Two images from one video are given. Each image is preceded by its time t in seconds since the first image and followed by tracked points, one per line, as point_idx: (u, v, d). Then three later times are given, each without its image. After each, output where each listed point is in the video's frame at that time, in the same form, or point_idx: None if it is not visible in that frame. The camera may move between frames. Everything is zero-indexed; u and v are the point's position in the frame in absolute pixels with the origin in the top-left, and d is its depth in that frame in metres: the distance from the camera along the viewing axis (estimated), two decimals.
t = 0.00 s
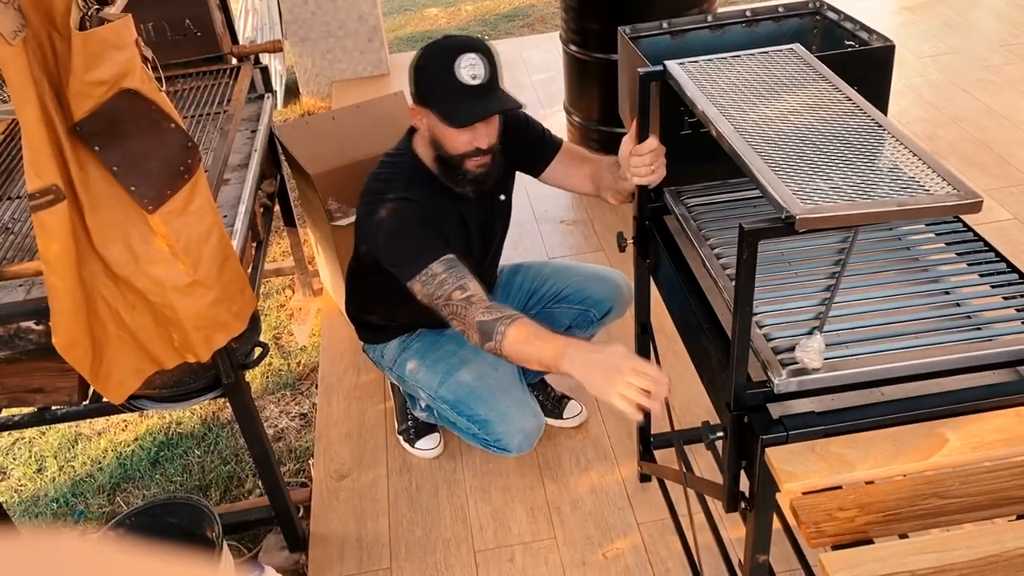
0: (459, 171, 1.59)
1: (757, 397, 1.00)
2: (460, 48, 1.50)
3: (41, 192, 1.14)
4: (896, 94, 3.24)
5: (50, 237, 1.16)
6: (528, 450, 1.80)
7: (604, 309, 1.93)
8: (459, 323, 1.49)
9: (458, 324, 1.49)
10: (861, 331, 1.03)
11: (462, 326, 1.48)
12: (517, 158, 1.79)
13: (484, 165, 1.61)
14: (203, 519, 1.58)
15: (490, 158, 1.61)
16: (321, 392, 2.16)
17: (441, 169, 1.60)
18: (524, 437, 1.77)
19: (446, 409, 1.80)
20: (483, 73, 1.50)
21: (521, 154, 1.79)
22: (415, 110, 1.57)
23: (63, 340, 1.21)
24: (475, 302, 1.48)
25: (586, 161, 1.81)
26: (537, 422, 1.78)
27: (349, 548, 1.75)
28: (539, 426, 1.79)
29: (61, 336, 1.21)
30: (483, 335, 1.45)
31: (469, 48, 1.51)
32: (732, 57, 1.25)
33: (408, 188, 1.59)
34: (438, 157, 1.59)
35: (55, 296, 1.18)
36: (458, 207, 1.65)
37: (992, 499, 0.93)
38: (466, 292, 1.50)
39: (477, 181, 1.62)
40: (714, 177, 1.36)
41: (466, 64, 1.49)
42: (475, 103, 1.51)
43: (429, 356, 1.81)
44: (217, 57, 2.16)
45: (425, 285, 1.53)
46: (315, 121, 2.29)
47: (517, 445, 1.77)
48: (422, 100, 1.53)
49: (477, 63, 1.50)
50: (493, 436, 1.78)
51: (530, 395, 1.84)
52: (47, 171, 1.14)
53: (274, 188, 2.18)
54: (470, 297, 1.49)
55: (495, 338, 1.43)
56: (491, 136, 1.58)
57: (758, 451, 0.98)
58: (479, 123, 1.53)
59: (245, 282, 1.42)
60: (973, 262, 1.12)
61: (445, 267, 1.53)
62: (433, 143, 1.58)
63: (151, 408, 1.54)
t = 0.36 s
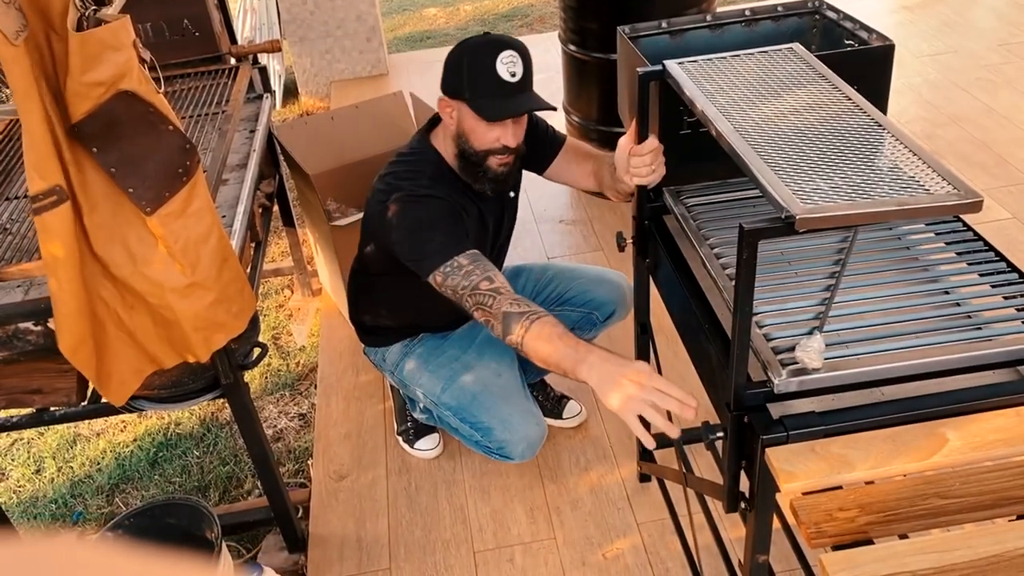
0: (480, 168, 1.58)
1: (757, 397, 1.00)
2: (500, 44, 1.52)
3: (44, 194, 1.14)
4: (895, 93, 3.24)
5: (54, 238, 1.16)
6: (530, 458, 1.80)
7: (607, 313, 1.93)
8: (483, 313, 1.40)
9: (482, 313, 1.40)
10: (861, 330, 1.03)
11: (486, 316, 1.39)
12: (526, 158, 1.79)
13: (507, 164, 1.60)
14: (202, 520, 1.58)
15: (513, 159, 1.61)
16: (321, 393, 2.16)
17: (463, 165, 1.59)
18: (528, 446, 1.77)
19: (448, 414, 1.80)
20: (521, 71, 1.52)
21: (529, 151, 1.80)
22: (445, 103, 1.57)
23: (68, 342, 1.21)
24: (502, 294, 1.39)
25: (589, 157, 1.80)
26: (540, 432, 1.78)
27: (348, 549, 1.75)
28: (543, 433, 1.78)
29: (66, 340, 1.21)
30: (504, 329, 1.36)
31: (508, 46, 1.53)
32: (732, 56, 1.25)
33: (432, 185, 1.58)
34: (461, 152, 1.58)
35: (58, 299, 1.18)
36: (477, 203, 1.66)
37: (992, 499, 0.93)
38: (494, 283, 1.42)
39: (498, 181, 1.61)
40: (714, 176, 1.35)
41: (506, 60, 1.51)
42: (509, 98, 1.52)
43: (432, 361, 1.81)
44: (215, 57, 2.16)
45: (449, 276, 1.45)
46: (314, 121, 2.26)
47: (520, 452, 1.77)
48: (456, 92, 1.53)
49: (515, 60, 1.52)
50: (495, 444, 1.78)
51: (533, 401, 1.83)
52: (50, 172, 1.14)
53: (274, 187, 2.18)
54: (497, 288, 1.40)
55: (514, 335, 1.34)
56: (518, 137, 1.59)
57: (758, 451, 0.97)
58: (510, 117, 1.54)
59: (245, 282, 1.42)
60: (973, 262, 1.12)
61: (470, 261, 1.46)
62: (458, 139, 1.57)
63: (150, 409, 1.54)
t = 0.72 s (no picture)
0: (477, 166, 1.57)
1: (756, 395, 1.00)
2: (496, 42, 1.54)
3: (48, 194, 1.14)
4: (893, 91, 3.24)
5: (57, 236, 1.16)
6: (530, 458, 1.79)
7: (606, 312, 1.93)
8: (486, 315, 1.39)
9: (485, 315, 1.39)
10: (861, 328, 1.03)
11: (491, 317, 1.39)
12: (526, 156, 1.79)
13: (502, 163, 1.59)
14: (201, 519, 1.58)
15: (510, 158, 1.59)
16: (320, 392, 2.16)
17: (460, 163, 1.59)
18: (527, 445, 1.76)
19: (448, 414, 1.80)
20: (516, 68, 1.52)
21: (529, 150, 1.79)
22: (442, 100, 1.58)
23: (75, 343, 1.21)
24: (508, 295, 1.39)
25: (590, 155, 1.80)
26: (539, 431, 1.78)
27: (348, 548, 1.75)
28: (542, 432, 1.78)
29: (74, 341, 1.21)
30: (508, 330, 1.36)
31: (505, 44, 1.54)
32: (730, 54, 1.25)
33: (435, 185, 1.58)
34: (458, 150, 1.58)
35: (61, 300, 1.18)
36: (478, 203, 1.65)
37: (993, 497, 0.93)
38: (498, 285, 1.41)
39: (494, 180, 1.59)
40: (713, 174, 1.35)
41: (501, 56, 1.52)
42: (504, 93, 1.51)
43: (432, 361, 1.81)
44: (213, 55, 2.16)
45: (453, 278, 1.45)
46: (312, 119, 2.25)
47: (519, 452, 1.77)
48: (452, 89, 1.54)
49: (511, 57, 1.53)
50: (494, 444, 1.78)
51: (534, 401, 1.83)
52: (53, 171, 1.14)
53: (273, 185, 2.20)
54: (503, 289, 1.40)
55: (518, 336, 1.34)
56: (513, 136, 1.59)
57: (758, 449, 0.97)
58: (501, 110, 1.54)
59: (244, 281, 1.41)
60: (972, 259, 1.12)
61: (474, 263, 1.46)
62: (455, 136, 1.58)
63: (149, 408, 1.53)
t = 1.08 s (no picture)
0: (471, 163, 1.58)
1: (752, 390, 1.00)
2: (488, 39, 1.52)
3: (43, 190, 1.14)
4: (889, 87, 3.25)
5: (54, 233, 1.15)
6: (526, 454, 1.80)
7: (602, 308, 1.93)
8: (480, 310, 1.40)
9: (478, 309, 1.40)
10: (856, 323, 1.03)
11: (484, 313, 1.39)
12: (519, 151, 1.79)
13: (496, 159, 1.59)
14: (198, 516, 1.58)
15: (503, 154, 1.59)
16: (316, 388, 2.15)
17: (454, 160, 1.59)
18: (523, 442, 1.77)
19: (444, 411, 1.80)
20: (509, 65, 1.51)
21: (522, 144, 1.79)
22: (433, 99, 1.56)
23: (72, 342, 1.20)
24: (500, 290, 1.39)
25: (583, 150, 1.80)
26: (536, 428, 1.78)
27: (345, 544, 1.75)
28: (538, 429, 1.79)
29: (70, 339, 1.20)
30: (502, 324, 1.36)
31: (496, 40, 1.53)
32: (726, 50, 1.25)
33: (426, 181, 1.58)
34: (452, 147, 1.58)
35: (58, 298, 1.18)
36: (471, 199, 1.65)
37: (987, 490, 0.93)
38: (490, 279, 1.41)
39: (488, 177, 1.60)
40: (710, 170, 1.35)
41: (493, 54, 1.50)
42: (497, 92, 1.51)
43: (429, 358, 1.81)
44: (209, 52, 2.15)
45: (445, 272, 1.45)
46: (308, 116, 2.25)
47: (516, 449, 1.77)
48: (445, 87, 1.53)
49: (503, 54, 1.51)
50: (491, 441, 1.78)
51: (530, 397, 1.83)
52: (49, 167, 1.14)
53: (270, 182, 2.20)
54: (495, 284, 1.40)
55: (511, 331, 1.34)
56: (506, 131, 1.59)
57: (754, 444, 0.97)
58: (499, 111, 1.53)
59: (241, 277, 1.41)
60: (967, 254, 1.12)
61: (467, 257, 1.46)
62: (449, 134, 1.57)
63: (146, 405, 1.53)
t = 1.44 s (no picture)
0: (464, 156, 1.58)
1: (746, 382, 1.00)
2: (477, 32, 1.49)
3: (47, 184, 1.13)
4: (884, 81, 3.25)
5: (54, 227, 1.15)
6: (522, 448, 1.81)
7: (595, 303, 1.92)
8: (439, 339, 1.60)
9: (436, 340, 1.60)
10: (850, 315, 1.03)
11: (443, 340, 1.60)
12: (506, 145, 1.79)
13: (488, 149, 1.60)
14: (193, 510, 1.58)
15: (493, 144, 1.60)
16: (311, 382, 2.15)
17: (444, 155, 1.59)
18: (518, 437, 1.78)
19: (439, 406, 1.80)
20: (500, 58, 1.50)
21: (512, 138, 1.77)
22: (421, 95, 1.53)
23: (83, 339, 1.22)
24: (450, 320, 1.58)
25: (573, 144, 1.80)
26: (530, 423, 1.79)
27: (340, 538, 1.75)
28: (533, 423, 1.80)
29: (81, 339, 1.22)
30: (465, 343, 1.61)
31: (483, 32, 1.50)
32: (721, 43, 1.25)
33: (392, 181, 1.58)
34: (442, 142, 1.57)
35: (61, 292, 1.18)
36: (444, 194, 1.66)
37: (980, 481, 0.94)
38: (440, 310, 1.57)
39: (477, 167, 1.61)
40: (705, 163, 1.35)
41: (485, 48, 1.49)
42: (493, 86, 1.49)
43: (423, 355, 1.80)
44: (202, 45, 2.14)
45: (407, 300, 1.57)
46: (302, 110, 2.25)
47: (511, 443, 1.78)
48: (438, 85, 1.49)
49: (494, 47, 1.50)
50: (485, 435, 1.79)
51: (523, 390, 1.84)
52: (51, 161, 1.13)
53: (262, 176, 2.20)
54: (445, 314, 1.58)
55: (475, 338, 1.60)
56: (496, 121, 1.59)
57: (748, 435, 0.98)
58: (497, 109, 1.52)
59: (235, 272, 1.41)
60: (961, 247, 1.13)
61: (427, 285, 1.56)
62: (437, 130, 1.56)
63: (142, 400, 1.54)
